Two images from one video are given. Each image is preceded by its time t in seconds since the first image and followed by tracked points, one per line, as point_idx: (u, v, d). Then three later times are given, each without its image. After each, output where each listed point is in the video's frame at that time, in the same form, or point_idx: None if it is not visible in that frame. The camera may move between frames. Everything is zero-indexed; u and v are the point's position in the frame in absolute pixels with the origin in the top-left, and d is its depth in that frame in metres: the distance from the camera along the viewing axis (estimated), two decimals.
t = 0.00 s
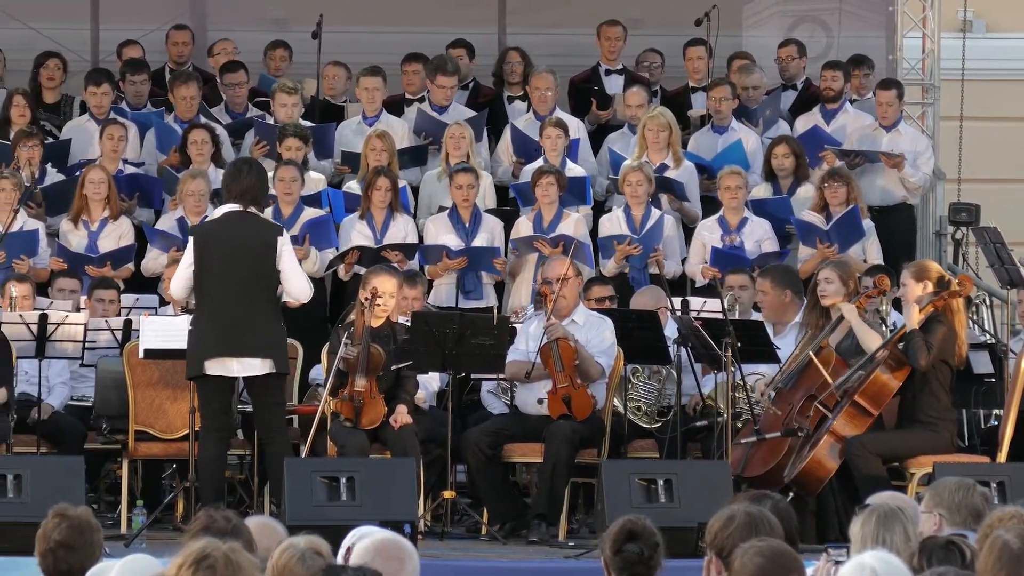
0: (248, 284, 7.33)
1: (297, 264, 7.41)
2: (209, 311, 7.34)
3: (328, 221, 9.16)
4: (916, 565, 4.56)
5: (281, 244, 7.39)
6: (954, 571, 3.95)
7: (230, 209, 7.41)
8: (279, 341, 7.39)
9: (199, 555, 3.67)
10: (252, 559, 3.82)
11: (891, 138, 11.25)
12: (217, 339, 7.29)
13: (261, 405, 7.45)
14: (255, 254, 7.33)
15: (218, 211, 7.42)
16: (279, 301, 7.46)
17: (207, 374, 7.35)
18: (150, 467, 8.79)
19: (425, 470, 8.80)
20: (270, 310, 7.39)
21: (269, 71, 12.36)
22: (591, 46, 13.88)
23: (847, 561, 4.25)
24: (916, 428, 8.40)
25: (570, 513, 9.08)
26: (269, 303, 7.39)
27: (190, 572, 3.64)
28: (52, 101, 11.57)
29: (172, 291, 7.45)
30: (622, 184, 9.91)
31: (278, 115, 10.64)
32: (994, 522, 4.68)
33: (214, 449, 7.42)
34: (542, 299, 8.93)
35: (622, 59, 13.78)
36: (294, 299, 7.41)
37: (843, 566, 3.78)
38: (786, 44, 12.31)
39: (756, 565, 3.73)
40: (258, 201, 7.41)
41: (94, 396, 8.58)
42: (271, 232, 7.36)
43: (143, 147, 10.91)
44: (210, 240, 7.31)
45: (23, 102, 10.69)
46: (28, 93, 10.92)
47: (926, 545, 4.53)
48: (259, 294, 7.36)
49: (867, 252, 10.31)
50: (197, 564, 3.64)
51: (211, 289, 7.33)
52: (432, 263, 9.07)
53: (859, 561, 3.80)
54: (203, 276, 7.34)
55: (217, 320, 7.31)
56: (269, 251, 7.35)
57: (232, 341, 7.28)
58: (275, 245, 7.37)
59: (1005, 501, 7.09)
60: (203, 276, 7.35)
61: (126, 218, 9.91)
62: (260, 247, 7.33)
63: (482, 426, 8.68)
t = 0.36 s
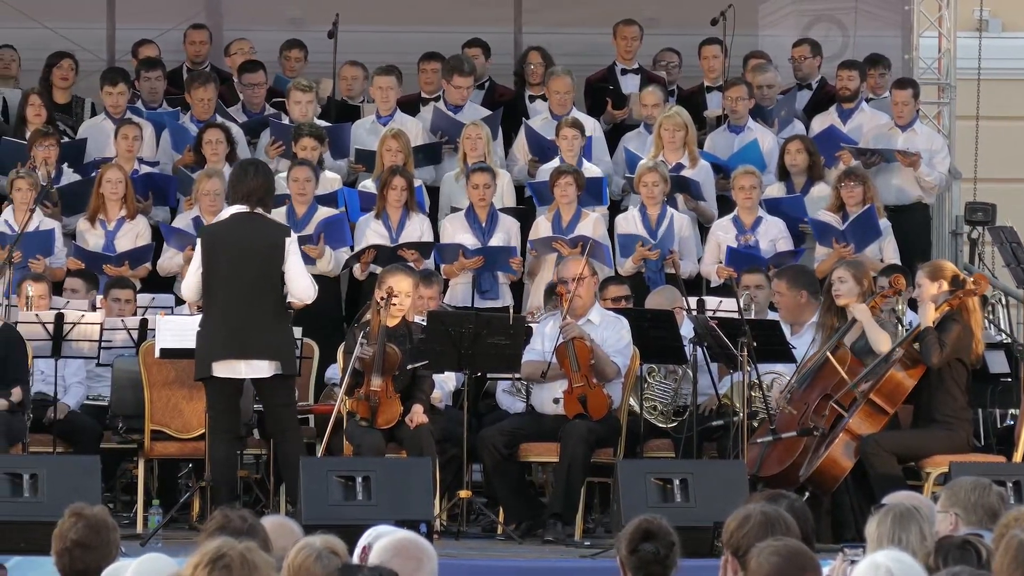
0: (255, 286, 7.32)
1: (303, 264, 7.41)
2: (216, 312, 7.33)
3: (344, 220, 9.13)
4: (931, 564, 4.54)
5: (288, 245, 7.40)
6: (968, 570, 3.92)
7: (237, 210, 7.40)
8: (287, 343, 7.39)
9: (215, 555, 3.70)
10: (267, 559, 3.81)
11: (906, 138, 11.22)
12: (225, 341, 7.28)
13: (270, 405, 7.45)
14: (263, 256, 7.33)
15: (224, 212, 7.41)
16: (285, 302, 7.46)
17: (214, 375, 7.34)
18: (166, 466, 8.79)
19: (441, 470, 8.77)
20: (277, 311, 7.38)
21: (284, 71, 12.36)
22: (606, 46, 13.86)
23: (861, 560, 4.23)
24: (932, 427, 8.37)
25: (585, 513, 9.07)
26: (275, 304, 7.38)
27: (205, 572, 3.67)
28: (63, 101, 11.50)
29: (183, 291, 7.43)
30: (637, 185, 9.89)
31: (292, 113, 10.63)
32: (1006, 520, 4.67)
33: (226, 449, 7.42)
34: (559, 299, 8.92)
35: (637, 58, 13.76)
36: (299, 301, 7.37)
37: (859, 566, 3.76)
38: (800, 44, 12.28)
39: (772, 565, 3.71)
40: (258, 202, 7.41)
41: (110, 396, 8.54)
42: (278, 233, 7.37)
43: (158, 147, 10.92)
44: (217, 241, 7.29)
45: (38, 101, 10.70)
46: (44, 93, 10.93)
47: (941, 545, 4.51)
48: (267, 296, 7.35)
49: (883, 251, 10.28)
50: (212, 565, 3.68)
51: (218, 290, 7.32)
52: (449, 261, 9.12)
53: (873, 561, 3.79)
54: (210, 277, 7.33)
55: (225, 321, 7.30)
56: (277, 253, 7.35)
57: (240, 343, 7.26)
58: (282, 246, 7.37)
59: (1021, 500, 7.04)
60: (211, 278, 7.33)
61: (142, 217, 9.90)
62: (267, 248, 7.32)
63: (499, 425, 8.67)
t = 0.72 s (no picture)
0: (292, 284, 7.34)
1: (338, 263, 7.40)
2: (253, 311, 7.35)
3: (367, 220, 9.05)
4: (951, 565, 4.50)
5: (325, 243, 7.41)
6: (989, 571, 3.88)
7: (274, 208, 7.42)
8: (322, 341, 7.40)
9: (236, 555, 3.63)
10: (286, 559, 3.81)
11: (927, 137, 11.17)
12: (260, 338, 7.30)
13: (303, 403, 7.45)
14: (300, 254, 7.34)
15: (262, 211, 7.43)
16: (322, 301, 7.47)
17: (250, 373, 7.37)
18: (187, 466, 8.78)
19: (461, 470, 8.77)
20: (313, 310, 7.40)
21: (304, 72, 12.37)
22: (626, 46, 13.84)
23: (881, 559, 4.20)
24: (952, 428, 8.34)
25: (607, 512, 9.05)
26: (312, 303, 7.39)
27: (226, 573, 3.57)
28: (79, 101, 11.48)
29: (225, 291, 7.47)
30: (662, 185, 9.86)
31: (312, 112, 10.64)
32: None
33: (255, 446, 7.46)
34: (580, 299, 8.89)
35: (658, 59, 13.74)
36: (331, 301, 7.38)
37: (881, 567, 3.72)
38: (820, 44, 12.25)
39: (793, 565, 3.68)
40: (298, 199, 7.43)
41: (130, 396, 8.56)
42: (315, 231, 7.38)
43: (179, 147, 10.92)
44: (255, 240, 7.32)
45: (59, 102, 10.72)
46: (64, 94, 10.94)
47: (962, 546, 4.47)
48: (303, 294, 7.36)
49: (903, 251, 10.24)
50: (233, 565, 3.58)
51: (255, 288, 7.34)
52: (467, 261, 9.05)
53: (896, 562, 3.74)
54: (247, 275, 7.35)
55: (261, 319, 7.32)
56: (313, 251, 7.36)
57: (275, 341, 7.28)
58: (319, 244, 7.39)
59: None
60: (248, 276, 7.35)
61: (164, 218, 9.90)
62: (304, 246, 7.34)
63: (519, 426, 8.65)
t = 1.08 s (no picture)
0: (326, 283, 7.32)
1: (376, 263, 7.36)
2: (289, 310, 7.36)
3: (390, 221, 9.01)
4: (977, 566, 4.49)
5: (361, 243, 7.38)
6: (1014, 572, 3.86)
7: (314, 209, 7.43)
8: (356, 341, 7.35)
9: (258, 557, 3.70)
10: (310, 560, 3.80)
11: (951, 137, 11.14)
12: (293, 337, 7.30)
13: (338, 403, 7.44)
14: (335, 254, 7.32)
15: (303, 212, 7.45)
16: (361, 301, 7.43)
17: (285, 372, 7.37)
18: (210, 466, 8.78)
19: (485, 470, 8.76)
20: (349, 310, 7.36)
21: (327, 72, 12.37)
22: (650, 47, 13.82)
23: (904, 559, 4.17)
24: (975, 430, 8.30)
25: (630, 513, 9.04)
26: (348, 302, 7.36)
27: (248, 573, 3.66)
28: (100, 100, 11.49)
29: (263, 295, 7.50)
30: (686, 182, 9.86)
31: (335, 110, 10.64)
32: None
33: (284, 447, 7.45)
34: (603, 299, 8.90)
35: (681, 59, 13.72)
36: (376, 302, 7.36)
37: (904, 568, 3.71)
38: (843, 44, 12.22)
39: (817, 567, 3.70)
40: (341, 203, 7.42)
41: (154, 396, 8.59)
42: (352, 231, 7.35)
43: (202, 147, 10.93)
44: (292, 240, 7.35)
45: (82, 102, 10.74)
46: (88, 94, 10.96)
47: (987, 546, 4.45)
48: (338, 293, 7.34)
49: (926, 251, 10.18)
50: (256, 566, 3.67)
51: (291, 287, 7.35)
52: (490, 262, 9.07)
53: (919, 563, 3.73)
54: (284, 275, 7.36)
55: (295, 319, 7.32)
56: (348, 251, 7.33)
57: (307, 340, 7.27)
58: (355, 244, 7.36)
59: None
60: (285, 275, 7.37)
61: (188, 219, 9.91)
62: (339, 246, 7.32)
63: (542, 427, 8.63)
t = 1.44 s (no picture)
0: (332, 286, 7.31)
1: (394, 264, 7.32)
2: (296, 312, 7.36)
3: (416, 223, 9.01)
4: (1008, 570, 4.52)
5: (369, 246, 7.36)
6: None
7: (324, 212, 7.44)
8: (362, 344, 7.32)
9: (285, 558, 3.69)
10: (337, 561, 3.79)
11: (978, 139, 11.14)
12: (299, 339, 7.29)
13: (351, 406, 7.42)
14: (343, 256, 7.32)
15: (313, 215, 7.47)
16: (369, 304, 7.41)
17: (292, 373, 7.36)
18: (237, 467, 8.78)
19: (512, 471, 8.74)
20: (355, 312, 7.34)
21: (354, 72, 12.37)
22: (677, 48, 13.79)
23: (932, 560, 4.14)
24: (1003, 431, 8.24)
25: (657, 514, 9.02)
26: (355, 305, 7.34)
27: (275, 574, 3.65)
28: (126, 101, 11.49)
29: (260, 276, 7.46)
30: (710, 183, 9.86)
31: (363, 111, 10.62)
32: None
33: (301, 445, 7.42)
34: (629, 300, 8.90)
35: (708, 60, 13.68)
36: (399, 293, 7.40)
37: (930, 568, 3.68)
38: (870, 45, 12.19)
39: (846, 566, 3.75)
40: (350, 208, 7.44)
41: (181, 397, 8.58)
42: (359, 235, 7.34)
43: (229, 148, 10.94)
44: (300, 243, 7.36)
45: (109, 103, 10.75)
46: (115, 95, 10.97)
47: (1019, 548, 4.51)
48: (344, 296, 7.32)
49: (953, 252, 10.14)
50: (282, 567, 3.66)
51: (298, 290, 7.35)
52: (517, 263, 9.10)
53: (944, 563, 3.70)
54: (291, 278, 7.38)
55: (301, 320, 7.32)
56: (355, 254, 7.32)
57: (310, 342, 7.26)
58: (364, 247, 7.34)
59: None
60: (292, 278, 7.38)
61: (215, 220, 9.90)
62: (345, 249, 7.31)
63: (569, 427, 8.63)
